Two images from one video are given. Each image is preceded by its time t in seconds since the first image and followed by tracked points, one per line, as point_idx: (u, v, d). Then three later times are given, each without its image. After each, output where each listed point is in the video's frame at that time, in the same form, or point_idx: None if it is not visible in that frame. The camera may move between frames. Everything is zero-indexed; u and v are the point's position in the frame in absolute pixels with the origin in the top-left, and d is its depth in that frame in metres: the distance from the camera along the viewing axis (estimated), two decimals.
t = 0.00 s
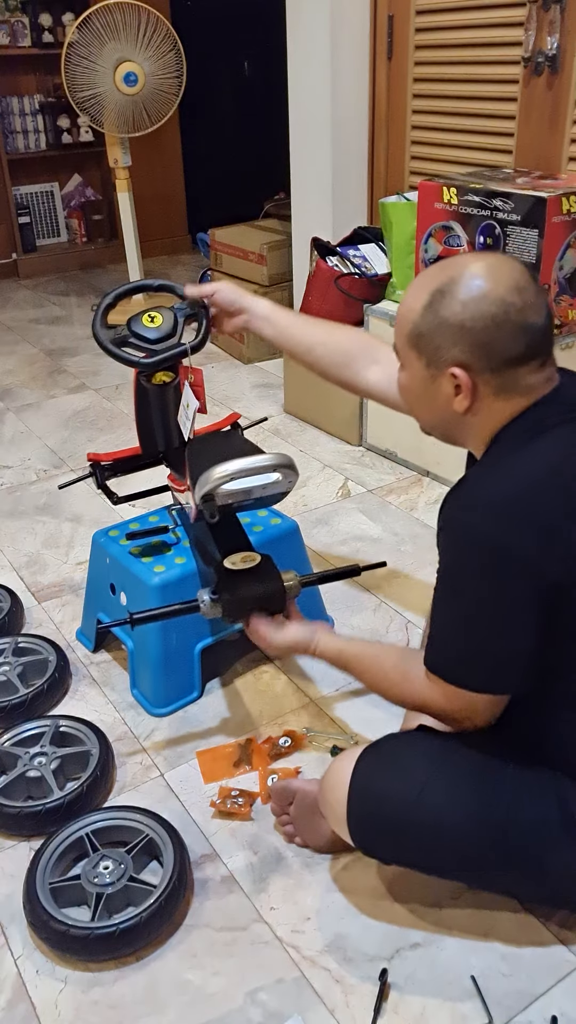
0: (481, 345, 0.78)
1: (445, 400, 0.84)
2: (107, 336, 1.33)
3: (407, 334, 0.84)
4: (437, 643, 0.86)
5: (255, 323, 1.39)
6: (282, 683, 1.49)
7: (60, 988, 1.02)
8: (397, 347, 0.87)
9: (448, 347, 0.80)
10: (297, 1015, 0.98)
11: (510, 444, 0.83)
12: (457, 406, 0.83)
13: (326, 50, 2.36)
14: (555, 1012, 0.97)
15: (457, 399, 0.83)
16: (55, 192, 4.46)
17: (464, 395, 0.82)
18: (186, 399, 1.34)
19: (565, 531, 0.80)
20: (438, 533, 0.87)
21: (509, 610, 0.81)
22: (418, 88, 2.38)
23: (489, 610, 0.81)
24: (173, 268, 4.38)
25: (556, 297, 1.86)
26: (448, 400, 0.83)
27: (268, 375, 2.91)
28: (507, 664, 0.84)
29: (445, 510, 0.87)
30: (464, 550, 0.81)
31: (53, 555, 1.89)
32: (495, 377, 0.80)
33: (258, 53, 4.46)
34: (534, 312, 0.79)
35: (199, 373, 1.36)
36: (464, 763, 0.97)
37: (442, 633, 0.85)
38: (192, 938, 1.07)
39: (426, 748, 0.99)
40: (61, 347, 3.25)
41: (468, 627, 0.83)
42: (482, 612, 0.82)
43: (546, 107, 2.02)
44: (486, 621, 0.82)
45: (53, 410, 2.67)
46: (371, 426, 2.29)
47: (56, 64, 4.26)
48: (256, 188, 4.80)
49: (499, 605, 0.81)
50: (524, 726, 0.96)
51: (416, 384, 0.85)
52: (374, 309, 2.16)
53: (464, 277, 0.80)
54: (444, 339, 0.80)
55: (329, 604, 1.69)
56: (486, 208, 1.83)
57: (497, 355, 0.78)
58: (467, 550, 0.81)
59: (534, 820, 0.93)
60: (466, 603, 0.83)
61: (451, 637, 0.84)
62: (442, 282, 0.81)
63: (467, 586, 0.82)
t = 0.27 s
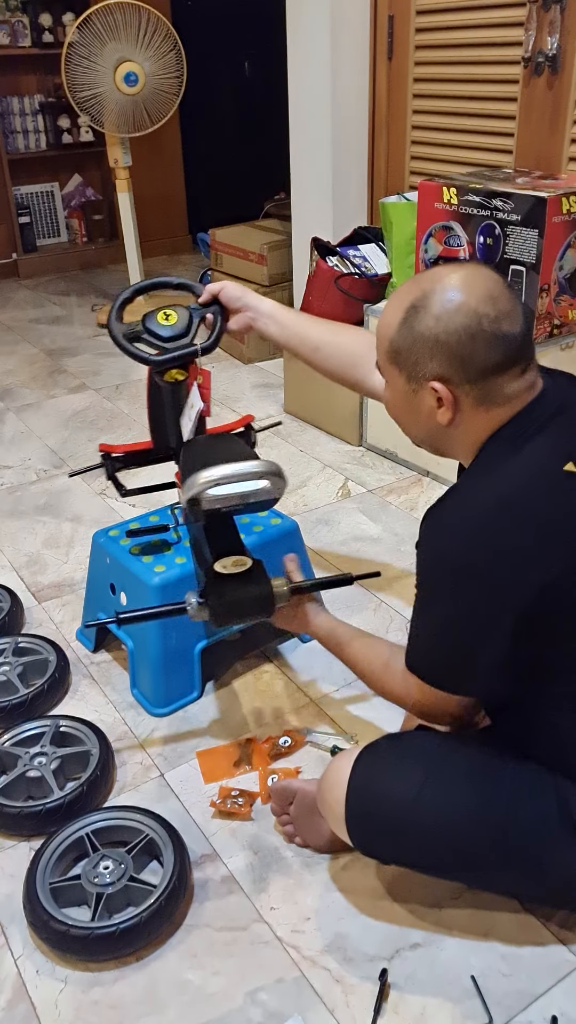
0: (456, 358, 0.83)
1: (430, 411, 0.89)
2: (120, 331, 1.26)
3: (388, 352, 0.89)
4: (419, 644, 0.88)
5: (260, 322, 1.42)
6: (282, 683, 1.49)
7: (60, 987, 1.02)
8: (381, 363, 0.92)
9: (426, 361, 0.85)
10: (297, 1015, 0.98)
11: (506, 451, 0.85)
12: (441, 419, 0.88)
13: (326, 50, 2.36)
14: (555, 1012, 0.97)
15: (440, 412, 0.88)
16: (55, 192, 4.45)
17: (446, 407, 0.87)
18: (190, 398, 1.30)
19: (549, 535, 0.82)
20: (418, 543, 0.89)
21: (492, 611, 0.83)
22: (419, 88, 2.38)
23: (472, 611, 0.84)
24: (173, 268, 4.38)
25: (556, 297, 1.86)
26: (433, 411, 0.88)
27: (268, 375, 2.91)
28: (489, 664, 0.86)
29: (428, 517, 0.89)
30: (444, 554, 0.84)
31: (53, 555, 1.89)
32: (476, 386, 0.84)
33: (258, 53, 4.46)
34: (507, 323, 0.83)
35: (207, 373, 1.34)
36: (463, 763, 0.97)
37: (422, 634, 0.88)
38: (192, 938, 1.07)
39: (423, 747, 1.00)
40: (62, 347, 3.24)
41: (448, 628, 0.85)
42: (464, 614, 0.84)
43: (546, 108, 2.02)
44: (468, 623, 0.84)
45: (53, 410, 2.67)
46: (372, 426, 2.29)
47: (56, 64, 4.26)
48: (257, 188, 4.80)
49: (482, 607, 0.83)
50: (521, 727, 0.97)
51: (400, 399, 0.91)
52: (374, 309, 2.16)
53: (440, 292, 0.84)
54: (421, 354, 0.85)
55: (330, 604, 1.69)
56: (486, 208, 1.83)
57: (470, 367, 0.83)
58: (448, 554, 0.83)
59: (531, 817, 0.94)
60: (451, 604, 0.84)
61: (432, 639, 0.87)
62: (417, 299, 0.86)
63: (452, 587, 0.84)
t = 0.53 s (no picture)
0: (452, 359, 0.83)
1: (426, 412, 0.89)
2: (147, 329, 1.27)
3: (385, 353, 0.89)
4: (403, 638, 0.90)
5: (282, 323, 1.47)
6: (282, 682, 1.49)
7: (60, 987, 1.02)
8: (377, 364, 0.92)
9: (422, 362, 0.85)
10: (297, 1015, 0.98)
11: (507, 450, 0.85)
12: (438, 419, 0.88)
13: (326, 50, 2.36)
14: (555, 1012, 0.97)
15: (437, 412, 0.88)
16: (55, 191, 4.45)
17: (442, 408, 0.87)
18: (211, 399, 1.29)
19: (540, 535, 0.82)
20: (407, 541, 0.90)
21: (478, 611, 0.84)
22: (419, 88, 2.38)
23: (457, 610, 0.84)
24: (173, 268, 4.38)
25: (556, 297, 1.86)
26: (429, 412, 0.88)
27: (268, 375, 2.91)
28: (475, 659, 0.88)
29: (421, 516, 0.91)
30: (430, 553, 0.85)
31: (53, 555, 1.89)
32: (473, 386, 0.84)
33: (258, 53, 4.46)
34: (504, 322, 0.83)
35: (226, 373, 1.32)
36: (463, 763, 0.97)
37: (410, 629, 0.89)
38: (192, 938, 1.07)
39: (423, 746, 1.00)
40: (62, 347, 3.25)
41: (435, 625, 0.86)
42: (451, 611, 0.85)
43: (546, 108, 2.02)
44: (454, 620, 0.85)
45: (53, 410, 2.67)
46: (372, 425, 2.29)
47: (56, 64, 4.26)
48: (256, 188, 4.80)
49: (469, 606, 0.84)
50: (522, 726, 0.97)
51: (396, 399, 0.90)
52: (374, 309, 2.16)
53: (436, 292, 0.84)
54: (418, 355, 0.85)
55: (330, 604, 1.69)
56: (486, 208, 1.83)
57: (467, 368, 0.83)
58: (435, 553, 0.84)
59: (533, 817, 0.93)
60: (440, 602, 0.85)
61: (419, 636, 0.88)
62: (413, 299, 0.86)
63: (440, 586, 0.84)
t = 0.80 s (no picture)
0: (450, 359, 0.83)
1: (425, 411, 0.89)
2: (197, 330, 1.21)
3: (384, 353, 0.89)
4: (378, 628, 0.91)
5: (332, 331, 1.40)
6: (282, 682, 1.49)
7: (60, 987, 1.02)
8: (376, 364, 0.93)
9: (420, 362, 0.85)
10: (297, 1015, 0.98)
11: (508, 449, 0.85)
12: (437, 419, 0.88)
13: (326, 50, 2.36)
14: (555, 1012, 0.97)
15: (436, 412, 0.88)
16: (55, 191, 4.45)
17: (441, 408, 0.87)
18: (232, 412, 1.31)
19: (531, 535, 0.83)
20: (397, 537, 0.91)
21: (466, 609, 0.85)
22: (419, 87, 2.37)
23: (446, 609, 0.85)
24: (173, 268, 4.38)
25: (556, 297, 1.85)
26: (428, 412, 0.88)
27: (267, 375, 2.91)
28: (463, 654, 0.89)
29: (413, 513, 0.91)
30: (420, 552, 0.85)
31: (53, 555, 1.89)
32: (471, 386, 0.84)
33: (258, 53, 4.46)
34: (502, 322, 0.83)
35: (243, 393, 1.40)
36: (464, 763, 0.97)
37: (398, 625, 0.88)
38: (191, 938, 1.07)
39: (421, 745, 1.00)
40: (62, 347, 3.24)
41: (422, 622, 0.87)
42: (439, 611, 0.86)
43: (547, 108, 2.02)
44: (443, 619, 0.86)
45: (53, 410, 2.67)
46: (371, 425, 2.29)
47: (56, 64, 4.26)
48: (256, 188, 4.80)
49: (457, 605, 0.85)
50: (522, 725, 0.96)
51: (395, 399, 0.90)
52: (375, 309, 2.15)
53: (433, 292, 0.84)
54: (416, 355, 0.85)
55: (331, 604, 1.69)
56: (486, 208, 1.83)
57: (465, 368, 0.83)
58: (426, 553, 0.85)
59: (533, 818, 0.93)
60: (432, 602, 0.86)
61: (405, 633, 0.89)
62: (412, 299, 0.86)
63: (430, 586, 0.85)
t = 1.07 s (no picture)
0: (470, 351, 0.81)
1: (442, 407, 0.86)
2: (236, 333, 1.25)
3: (398, 350, 0.86)
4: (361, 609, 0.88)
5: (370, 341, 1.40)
6: (282, 682, 1.49)
7: (60, 987, 1.02)
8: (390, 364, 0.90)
9: (438, 356, 0.82)
10: (297, 1015, 0.98)
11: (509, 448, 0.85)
12: (455, 414, 0.86)
13: (326, 50, 2.36)
14: (555, 1012, 0.97)
15: (454, 408, 0.85)
16: (55, 191, 4.45)
17: (461, 402, 0.84)
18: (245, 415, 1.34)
19: (533, 537, 0.83)
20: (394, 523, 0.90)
21: (462, 606, 0.86)
22: (418, 87, 2.38)
23: (441, 604, 0.86)
24: (173, 268, 4.38)
25: (557, 297, 1.85)
26: (445, 409, 0.86)
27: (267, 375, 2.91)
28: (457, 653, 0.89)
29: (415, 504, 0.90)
30: (419, 546, 0.84)
31: (53, 555, 1.89)
32: (490, 379, 0.82)
33: (258, 53, 4.46)
34: (520, 313, 0.81)
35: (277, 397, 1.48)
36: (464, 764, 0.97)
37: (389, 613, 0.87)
38: (191, 938, 1.07)
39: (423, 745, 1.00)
40: (62, 347, 3.25)
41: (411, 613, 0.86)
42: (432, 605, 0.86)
43: (547, 107, 2.02)
44: (437, 613, 0.86)
45: (53, 410, 2.67)
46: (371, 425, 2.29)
47: (56, 64, 4.26)
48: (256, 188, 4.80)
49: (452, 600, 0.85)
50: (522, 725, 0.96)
51: (412, 398, 0.88)
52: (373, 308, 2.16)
53: (448, 288, 0.82)
54: (434, 350, 0.82)
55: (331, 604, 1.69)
56: (486, 208, 1.83)
57: (484, 360, 0.81)
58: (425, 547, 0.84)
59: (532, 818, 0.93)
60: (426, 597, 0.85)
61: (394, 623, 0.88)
62: (425, 297, 0.84)
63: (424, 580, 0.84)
